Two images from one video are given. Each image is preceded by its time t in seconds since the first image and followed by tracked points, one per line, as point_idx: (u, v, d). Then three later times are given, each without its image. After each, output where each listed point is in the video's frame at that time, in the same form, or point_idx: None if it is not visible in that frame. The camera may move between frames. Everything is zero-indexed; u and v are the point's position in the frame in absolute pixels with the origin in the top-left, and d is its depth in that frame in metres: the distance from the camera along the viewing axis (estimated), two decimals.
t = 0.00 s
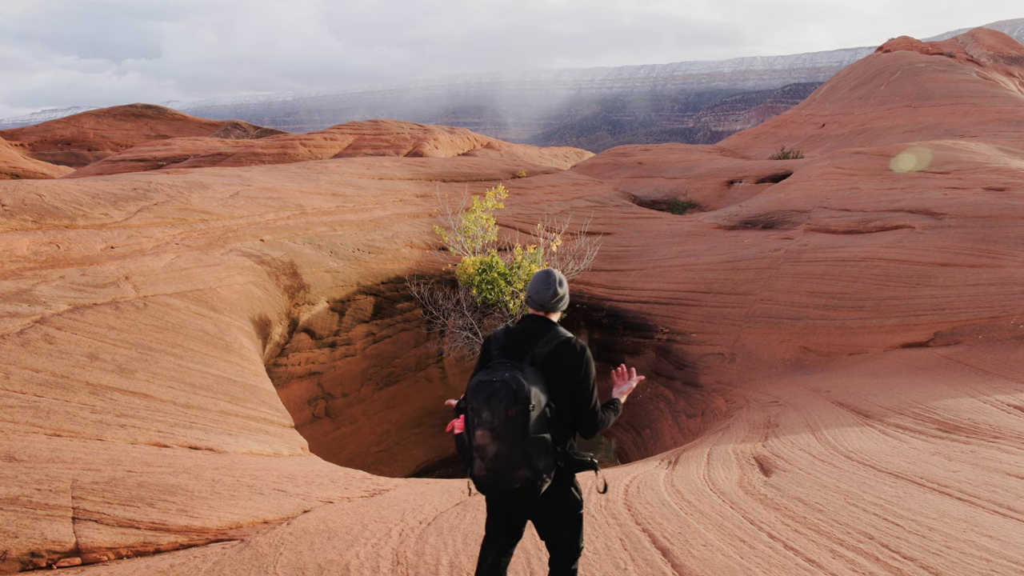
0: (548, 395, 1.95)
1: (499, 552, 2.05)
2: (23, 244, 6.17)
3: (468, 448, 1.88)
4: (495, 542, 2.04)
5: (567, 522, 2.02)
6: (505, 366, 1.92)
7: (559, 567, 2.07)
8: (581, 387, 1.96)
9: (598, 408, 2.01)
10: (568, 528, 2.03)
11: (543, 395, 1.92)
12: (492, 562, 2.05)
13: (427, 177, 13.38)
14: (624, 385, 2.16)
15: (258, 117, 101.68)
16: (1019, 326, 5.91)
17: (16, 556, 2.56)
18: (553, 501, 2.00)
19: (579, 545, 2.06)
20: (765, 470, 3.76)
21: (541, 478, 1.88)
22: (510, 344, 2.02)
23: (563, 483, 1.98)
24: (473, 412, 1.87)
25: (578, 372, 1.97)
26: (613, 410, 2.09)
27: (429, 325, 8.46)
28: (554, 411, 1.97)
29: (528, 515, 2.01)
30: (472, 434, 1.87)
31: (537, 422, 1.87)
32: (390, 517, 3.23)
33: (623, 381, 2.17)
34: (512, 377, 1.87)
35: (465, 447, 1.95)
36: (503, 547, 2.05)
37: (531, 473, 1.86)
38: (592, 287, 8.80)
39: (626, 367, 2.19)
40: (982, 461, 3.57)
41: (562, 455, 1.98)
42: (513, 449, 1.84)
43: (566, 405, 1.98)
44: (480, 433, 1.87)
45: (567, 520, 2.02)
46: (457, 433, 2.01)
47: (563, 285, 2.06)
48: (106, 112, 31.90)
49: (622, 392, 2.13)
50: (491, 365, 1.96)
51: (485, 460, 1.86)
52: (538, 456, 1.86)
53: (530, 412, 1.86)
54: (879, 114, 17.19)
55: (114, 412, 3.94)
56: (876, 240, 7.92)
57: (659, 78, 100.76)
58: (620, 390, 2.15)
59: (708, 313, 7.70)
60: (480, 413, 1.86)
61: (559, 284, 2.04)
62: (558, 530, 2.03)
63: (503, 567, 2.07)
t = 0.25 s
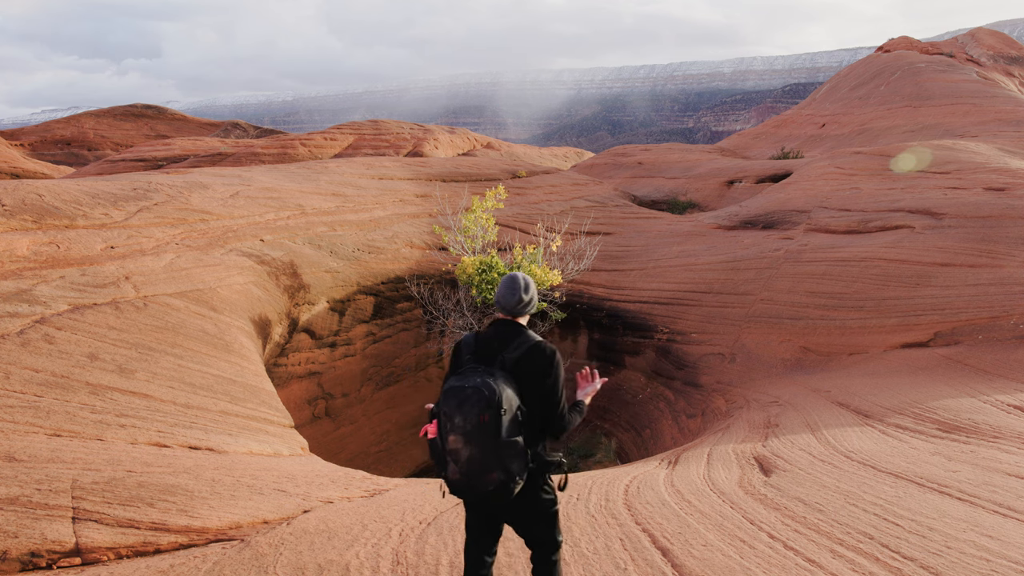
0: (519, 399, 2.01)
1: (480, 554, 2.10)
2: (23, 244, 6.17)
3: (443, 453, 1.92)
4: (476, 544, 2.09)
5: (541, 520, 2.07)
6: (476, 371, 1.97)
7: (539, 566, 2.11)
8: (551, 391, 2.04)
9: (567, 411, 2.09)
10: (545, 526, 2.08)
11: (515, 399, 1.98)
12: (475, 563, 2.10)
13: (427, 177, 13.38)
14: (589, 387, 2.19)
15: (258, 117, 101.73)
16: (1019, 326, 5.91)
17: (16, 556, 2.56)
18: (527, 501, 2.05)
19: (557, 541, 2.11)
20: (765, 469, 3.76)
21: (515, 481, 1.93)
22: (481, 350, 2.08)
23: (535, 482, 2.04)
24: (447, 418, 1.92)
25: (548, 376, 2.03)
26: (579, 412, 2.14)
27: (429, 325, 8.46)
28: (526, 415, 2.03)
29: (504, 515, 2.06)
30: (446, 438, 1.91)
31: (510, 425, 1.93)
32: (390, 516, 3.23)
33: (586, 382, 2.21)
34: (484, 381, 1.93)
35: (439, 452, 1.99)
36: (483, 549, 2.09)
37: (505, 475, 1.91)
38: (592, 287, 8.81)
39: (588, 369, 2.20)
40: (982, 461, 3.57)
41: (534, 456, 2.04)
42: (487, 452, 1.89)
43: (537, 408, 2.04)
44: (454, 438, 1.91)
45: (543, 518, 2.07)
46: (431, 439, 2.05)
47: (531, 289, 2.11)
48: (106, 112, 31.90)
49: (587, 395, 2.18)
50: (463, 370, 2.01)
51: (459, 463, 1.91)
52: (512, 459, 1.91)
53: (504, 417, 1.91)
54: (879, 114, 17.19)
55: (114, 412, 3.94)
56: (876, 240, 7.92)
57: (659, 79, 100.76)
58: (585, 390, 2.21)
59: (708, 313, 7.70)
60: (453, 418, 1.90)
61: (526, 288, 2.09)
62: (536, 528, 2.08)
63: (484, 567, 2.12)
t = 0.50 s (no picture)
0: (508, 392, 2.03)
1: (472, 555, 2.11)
2: (23, 244, 6.17)
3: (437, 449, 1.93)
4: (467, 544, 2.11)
5: (526, 514, 2.12)
6: (464, 366, 1.98)
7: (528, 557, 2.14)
8: (536, 381, 2.08)
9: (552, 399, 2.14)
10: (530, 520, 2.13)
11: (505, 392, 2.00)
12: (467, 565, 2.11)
13: (427, 177, 13.38)
14: (572, 373, 2.32)
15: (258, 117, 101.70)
16: (1019, 326, 5.91)
17: (16, 556, 2.55)
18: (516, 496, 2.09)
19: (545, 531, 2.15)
20: (765, 469, 3.76)
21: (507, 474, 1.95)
22: (465, 346, 2.10)
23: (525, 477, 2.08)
24: (437, 415, 1.93)
25: (534, 368, 2.07)
26: (566, 399, 2.23)
27: (429, 325, 8.45)
28: (513, 407, 2.06)
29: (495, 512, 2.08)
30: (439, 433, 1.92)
31: (501, 417, 1.95)
32: (390, 516, 3.23)
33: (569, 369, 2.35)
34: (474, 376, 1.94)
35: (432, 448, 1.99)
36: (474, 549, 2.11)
37: (499, 467, 1.94)
38: (591, 287, 8.81)
39: (570, 356, 2.36)
40: (982, 461, 3.57)
41: (523, 447, 2.08)
42: (480, 446, 1.91)
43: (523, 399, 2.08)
44: (447, 433, 1.92)
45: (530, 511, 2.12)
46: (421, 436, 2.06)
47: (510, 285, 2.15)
48: (106, 112, 31.90)
49: (571, 380, 2.30)
50: (450, 366, 2.01)
51: (453, 458, 1.92)
52: (504, 450, 1.94)
53: (495, 410, 1.93)
54: (879, 114, 17.19)
55: (114, 412, 3.94)
56: (876, 240, 7.92)
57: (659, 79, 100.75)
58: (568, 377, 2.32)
59: (708, 313, 7.70)
60: (444, 414, 1.91)
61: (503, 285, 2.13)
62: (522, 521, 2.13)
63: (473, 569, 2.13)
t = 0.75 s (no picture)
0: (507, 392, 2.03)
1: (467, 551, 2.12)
2: (23, 244, 6.17)
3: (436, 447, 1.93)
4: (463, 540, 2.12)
5: (519, 514, 2.10)
6: (464, 365, 1.99)
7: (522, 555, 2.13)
8: (535, 382, 2.08)
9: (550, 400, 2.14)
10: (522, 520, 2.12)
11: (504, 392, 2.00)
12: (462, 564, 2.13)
13: (427, 177, 13.38)
14: (568, 376, 2.33)
15: (258, 117, 101.69)
16: (1019, 326, 5.91)
17: (16, 556, 2.55)
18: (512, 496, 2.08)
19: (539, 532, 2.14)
20: (765, 470, 3.76)
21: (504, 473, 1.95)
22: (465, 345, 2.09)
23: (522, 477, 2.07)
24: (437, 414, 1.93)
25: (532, 368, 2.08)
26: (562, 401, 2.23)
27: (429, 325, 8.45)
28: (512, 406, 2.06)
29: (491, 511, 2.09)
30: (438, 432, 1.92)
31: (500, 415, 1.95)
32: (390, 516, 3.23)
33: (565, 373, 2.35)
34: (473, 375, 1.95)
35: (431, 447, 2.00)
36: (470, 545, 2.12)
37: (497, 465, 1.93)
38: (591, 287, 8.81)
39: (567, 361, 2.36)
40: (982, 461, 3.57)
41: (521, 446, 2.08)
42: (479, 444, 1.91)
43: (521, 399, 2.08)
44: (446, 431, 1.92)
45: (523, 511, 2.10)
46: (421, 435, 2.06)
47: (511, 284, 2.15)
48: (106, 112, 31.91)
49: (567, 384, 2.30)
50: (450, 365, 2.02)
51: (452, 456, 1.92)
52: (503, 449, 1.94)
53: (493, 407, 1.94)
54: (879, 114, 17.19)
55: (114, 412, 3.94)
56: (876, 240, 7.92)
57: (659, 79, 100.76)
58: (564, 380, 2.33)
59: (708, 313, 7.70)
60: (443, 412, 1.92)
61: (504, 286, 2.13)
62: (516, 521, 2.11)
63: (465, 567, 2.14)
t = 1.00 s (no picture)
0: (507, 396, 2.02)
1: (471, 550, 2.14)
2: (23, 244, 6.17)
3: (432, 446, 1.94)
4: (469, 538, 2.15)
5: (519, 516, 2.10)
6: (465, 367, 1.99)
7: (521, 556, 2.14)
8: (537, 388, 2.06)
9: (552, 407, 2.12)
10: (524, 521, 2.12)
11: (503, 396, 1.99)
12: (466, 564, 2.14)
13: (427, 177, 13.38)
14: (578, 384, 2.31)
15: (258, 117, 101.68)
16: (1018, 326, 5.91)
17: (16, 556, 2.55)
18: (513, 498, 2.08)
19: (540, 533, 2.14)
20: (765, 470, 3.76)
21: (497, 476, 1.94)
22: (471, 348, 2.10)
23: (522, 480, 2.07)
24: (434, 414, 1.94)
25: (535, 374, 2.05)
26: (568, 408, 2.20)
27: (429, 325, 8.45)
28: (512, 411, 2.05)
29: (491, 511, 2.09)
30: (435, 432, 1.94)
31: (497, 420, 1.95)
32: (390, 516, 3.23)
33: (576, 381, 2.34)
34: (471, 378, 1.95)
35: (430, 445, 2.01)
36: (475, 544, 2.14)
37: (492, 468, 1.93)
38: (592, 287, 8.81)
39: (578, 369, 2.34)
40: (982, 462, 3.57)
41: (521, 451, 2.07)
42: (473, 446, 1.91)
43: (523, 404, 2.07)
44: (442, 432, 1.93)
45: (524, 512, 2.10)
46: (421, 433, 2.08)
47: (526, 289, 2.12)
48: (106, 112, 31.91)
49: (576, 392, 2.28)
50: (453, 367, 2.04)
51: (447, 456, 1.93)
52: (498, 452, 1.93)
53: (488, 411, 1.93)
54: (879, 114, 17.19)
55: (114, 412, 3.94)
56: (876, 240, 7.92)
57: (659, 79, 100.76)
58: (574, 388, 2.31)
59: (708, 313, 7.70)
60: (441, 414, 1.92)
61: (518, 289, 2.10)
62: (517, 522, 2.12)
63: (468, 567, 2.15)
